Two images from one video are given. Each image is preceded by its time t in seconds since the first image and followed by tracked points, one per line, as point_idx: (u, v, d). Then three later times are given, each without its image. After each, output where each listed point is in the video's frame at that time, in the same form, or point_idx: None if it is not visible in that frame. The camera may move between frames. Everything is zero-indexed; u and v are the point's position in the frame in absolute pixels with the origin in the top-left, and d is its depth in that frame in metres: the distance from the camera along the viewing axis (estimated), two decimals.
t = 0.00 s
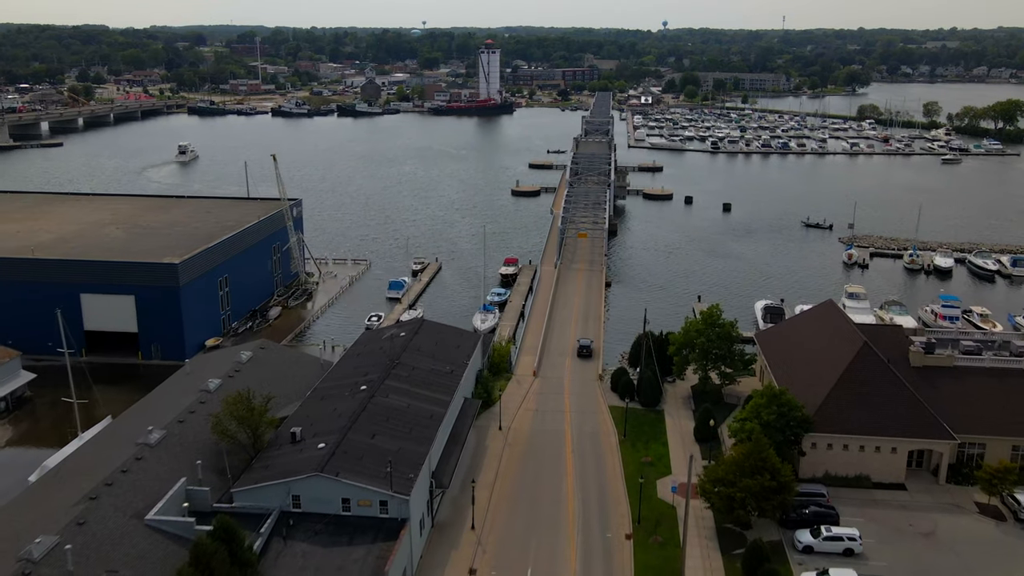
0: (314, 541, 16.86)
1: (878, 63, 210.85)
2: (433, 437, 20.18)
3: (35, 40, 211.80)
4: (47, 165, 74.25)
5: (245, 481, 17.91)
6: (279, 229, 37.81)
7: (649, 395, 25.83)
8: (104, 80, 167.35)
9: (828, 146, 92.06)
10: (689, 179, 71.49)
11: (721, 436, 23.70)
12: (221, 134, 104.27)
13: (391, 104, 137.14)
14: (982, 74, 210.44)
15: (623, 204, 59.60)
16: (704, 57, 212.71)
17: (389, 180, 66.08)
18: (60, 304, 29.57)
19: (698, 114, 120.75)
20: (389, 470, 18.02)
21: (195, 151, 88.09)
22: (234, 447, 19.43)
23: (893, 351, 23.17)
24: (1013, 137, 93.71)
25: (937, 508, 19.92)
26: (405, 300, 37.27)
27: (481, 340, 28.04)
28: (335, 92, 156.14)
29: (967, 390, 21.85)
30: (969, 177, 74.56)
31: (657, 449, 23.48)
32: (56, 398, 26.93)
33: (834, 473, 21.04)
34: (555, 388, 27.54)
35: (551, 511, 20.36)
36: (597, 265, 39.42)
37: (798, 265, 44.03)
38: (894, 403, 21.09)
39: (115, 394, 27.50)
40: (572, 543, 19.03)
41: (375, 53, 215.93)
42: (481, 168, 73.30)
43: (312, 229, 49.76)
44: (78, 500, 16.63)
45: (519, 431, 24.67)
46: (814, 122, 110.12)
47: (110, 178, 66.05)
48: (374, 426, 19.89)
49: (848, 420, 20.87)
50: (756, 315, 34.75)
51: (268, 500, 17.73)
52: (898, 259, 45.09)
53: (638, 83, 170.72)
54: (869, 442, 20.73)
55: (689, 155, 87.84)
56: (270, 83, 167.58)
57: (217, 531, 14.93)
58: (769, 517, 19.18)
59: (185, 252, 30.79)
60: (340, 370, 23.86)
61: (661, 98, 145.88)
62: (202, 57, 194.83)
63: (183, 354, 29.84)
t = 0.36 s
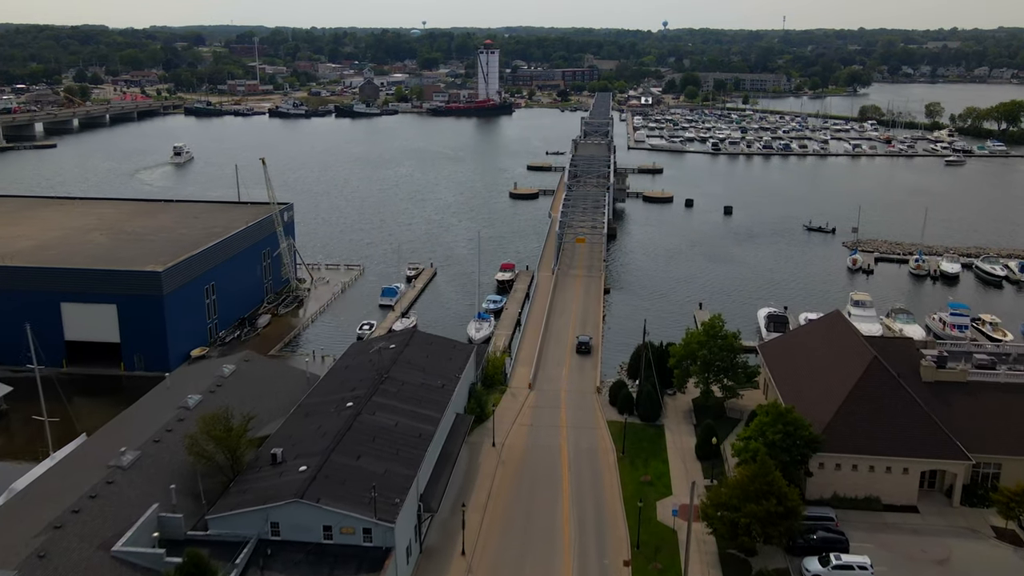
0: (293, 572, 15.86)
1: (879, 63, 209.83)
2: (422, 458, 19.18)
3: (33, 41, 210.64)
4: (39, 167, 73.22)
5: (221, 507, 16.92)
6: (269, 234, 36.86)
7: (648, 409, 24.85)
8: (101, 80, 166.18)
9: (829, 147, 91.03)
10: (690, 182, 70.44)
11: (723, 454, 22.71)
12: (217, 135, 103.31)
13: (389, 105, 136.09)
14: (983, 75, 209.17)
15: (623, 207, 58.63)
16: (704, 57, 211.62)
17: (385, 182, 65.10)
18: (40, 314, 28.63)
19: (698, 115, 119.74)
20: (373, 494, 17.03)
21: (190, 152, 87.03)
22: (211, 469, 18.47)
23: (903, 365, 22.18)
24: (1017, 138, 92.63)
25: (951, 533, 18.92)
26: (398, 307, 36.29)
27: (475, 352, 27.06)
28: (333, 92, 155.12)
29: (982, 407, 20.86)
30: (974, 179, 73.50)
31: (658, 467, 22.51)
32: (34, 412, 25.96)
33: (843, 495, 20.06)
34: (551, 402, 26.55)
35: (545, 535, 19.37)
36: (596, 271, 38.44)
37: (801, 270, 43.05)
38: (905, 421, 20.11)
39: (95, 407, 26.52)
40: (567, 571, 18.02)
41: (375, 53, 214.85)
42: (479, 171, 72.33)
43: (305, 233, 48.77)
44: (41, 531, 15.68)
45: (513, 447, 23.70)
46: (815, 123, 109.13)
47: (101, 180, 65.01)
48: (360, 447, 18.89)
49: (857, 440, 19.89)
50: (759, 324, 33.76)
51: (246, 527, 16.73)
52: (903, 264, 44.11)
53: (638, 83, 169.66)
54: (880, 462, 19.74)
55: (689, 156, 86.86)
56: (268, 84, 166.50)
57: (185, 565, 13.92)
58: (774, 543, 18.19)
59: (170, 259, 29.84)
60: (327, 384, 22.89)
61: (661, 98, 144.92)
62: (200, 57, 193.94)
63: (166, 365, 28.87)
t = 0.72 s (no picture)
0: None
1: (880, 64, 208.82)
2: (409, 481, 18.20)
3: (31, 41, 209.32)
4: (30, 169, 72.12)
5: (193, 536, 15.92)
6: (259, 240, 35.86)
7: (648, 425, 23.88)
8: (98, 81, 164.99)
9: (831, 148, 90.01)
10: (690, 184, 69.39)
11: (727, 474, 21.71)
12: (213, 136, 102.26)
13: (387, 106, 134.95)
14: (984, 76, 207.85)
15: (622, 210, 57.64)
16: (704, 58, 210.44)
17: (380, 185, 64.09)
18: (19, 324, 27.66)
19: (698, 116, 118.69)
20: (355, 523, 16.04)
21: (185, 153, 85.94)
22: (186, 493, 17.45)
23: (915, 380, 21.22)
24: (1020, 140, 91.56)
25: (967, 560, 17.93)
26: (391, 314, 35.30)
27: (468, 364, 26.08)
28: (331, 93, 153.94)
29: (997, 425, 19.89)
30: (977, 181, 72.47)
31: (658, 487, 21.52)
32: (9, 426, 24.95)
33: (852, 519, 19.06)
34: (547, 416, 25.59)
35: (539, 561, 18.41)
36: (594, 278, 37.46)
37: (804, 276, 42.07)
38: (917, 441, 19.14)
39: (74, 421, 25.53)
40: None
41: (374, 53, 213.72)
42: (476, 173, 71.31)
43: (297, 238, 47.76)
44: None
45: (506, 465, 22.73)
46: (816, 123, 108.13)
47: (93, 182, 63.93)
48: (343, 470, 17.91)
49: (868, 461, 18.90)
50: (762, 333, 32.76)
51: (220, 558, 15.74)
52: (909, 269, 43.15)
53: (638, 84, 168.67)
54: (891, 485, 18.74)
55: (690, 158, 85.77)
56: (266, 84, 165.33)
57: None
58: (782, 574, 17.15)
59: (154, 267, 28.87)
60: (312, 400, 21.91)
61: (660, 99, 143.94)
62: (198, 58, 192.83)
63: (149, 377, 27.87)
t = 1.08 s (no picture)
0: None
1: (880, 65, 207.93)
2: (396, 507, 17.22)
3: (28, 41, 207.94)
4: (22, 171, 71.02)
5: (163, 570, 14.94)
6: (248, 246, 34.84)
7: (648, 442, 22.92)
8: (94, 81, 163.69)
9: (833, 149, 89.00)
10: (691, 186, 68.37)
11: (731, 496, 20.72)
12: (210, 136, 101.27)
13: (386, 106, 133.79)
14: (985, 76, 206.42)
15: (621, 213, 56.64)
16: (704, 58, 209.44)
17: (377, 188, 63.07)
18: None
19: (698, 116, 117.74)
20: (337, 555, 15.06)
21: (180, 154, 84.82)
22: (156, 522, 16.49)
23: (928, 398, 20.25)
24: None
25: None
26: (384, 322, 34.32)
27: (461, 379, 25.11)
28: (329, 93, 152.80)
29: (1016, 446, 18.91)
30: (981, 184, 71.49)
31: (658, 509, 20.57)
32: None
33: (863, 545, 18.08)
34: (543, 432, 24.63)
35: None
36: (593, 284, 36.47)
37: (807, 282, 41.09)
38: (932, 463, 18.17)
39: (50, 436, 24.50)
40: None
41: (372, 53, 212.57)
42: (474, 175, 70.32)
43: (289, 243, 46.77)
44: None
45: (500, 484, 21.76)
46: (817, 124, 107.19)
47: (84, 184, 62.86)
48: (326, 496, 16.94)
49: (880, 485, 17.93)
50: (766, 343, 31.79)
51: None
52: (915, 274, 42.18)
53: (638, 85, 167.72)
54: (905, 510, 17.77)
55: (690, 159, 84.73)
56: (264, 84, 164.15)
57: None
58: None
59: (137, 275, 27.92)
60: (297, 418, 20.95)
61: (660, 99, 142.95)
62: (196, 57, 191.66)
63: (130, 391, 26.87)
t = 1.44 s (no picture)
0: None
1: (880, 65, 207.15)
2: (379, 536, 16.21)
3: (26, 41, 206.55)
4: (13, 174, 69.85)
5: None
6: (237, 252, 33.85)
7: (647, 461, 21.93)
8: (91, 82, 162.36)
9: (835, 151, 88.02)
10: (691, 189, 67.34)
11: (735, 520, 19.71)
12: (205, 137, 100.20)
13: (384, 107, 132.68)
14: (986, 76, 205.42)
15: (621, 217, 55.65)
16: (704, 59, 208.57)
17: (372, 191, 62.02)
18: None
19: (699, 117, 116.68)
20: None
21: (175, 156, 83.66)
22: (123, 554, 15.52)
23: (943, 417, 19.25)
24: None
25: None
26: (376, 331, 33.30)
27: (453, 393, 24.13)
28: (327, 94, 151.60)
29: None
30: (985, 186, 70.50)
31: (659, 533, 19.57)
32: None
33: None
34: (539, 450, 23.61)
35: None
36: (591, 292, 35.45)
37: (811, 288, 40.10)
38: (950, 488, 17.15)
39: (25, 453, 23.46)
40: None
41: (371, 53, 211.55)
42: (472, 178, 69.31)
43: (282, 248, 45.74)
44: None
45: (493, 506, 20.72)
46: (818, 125, 106.25)
47: (75, 187, 61.72)
48: (305, 524, 15.95)
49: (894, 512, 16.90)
50: (770, 353, 30.75)
51: None
52: (922, 280, 41.17)
53: (638, 85, 166.79)
54: (921, 538, 16.74)
55: (690, 161, 83.72)
56: (261, 85, 163.00)
57: None
58: None
59: (118, 284, 26.94)
60: (279, 438, 19.95)
61: (660, 100, 141.95)
62: (193, 57, 190.57)
63: (110, 404, 25.86)
